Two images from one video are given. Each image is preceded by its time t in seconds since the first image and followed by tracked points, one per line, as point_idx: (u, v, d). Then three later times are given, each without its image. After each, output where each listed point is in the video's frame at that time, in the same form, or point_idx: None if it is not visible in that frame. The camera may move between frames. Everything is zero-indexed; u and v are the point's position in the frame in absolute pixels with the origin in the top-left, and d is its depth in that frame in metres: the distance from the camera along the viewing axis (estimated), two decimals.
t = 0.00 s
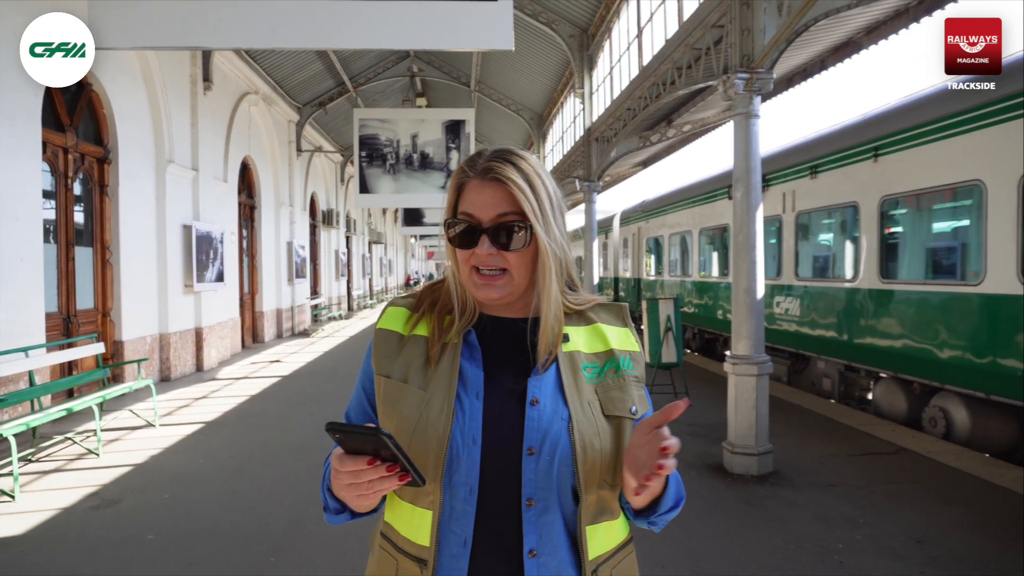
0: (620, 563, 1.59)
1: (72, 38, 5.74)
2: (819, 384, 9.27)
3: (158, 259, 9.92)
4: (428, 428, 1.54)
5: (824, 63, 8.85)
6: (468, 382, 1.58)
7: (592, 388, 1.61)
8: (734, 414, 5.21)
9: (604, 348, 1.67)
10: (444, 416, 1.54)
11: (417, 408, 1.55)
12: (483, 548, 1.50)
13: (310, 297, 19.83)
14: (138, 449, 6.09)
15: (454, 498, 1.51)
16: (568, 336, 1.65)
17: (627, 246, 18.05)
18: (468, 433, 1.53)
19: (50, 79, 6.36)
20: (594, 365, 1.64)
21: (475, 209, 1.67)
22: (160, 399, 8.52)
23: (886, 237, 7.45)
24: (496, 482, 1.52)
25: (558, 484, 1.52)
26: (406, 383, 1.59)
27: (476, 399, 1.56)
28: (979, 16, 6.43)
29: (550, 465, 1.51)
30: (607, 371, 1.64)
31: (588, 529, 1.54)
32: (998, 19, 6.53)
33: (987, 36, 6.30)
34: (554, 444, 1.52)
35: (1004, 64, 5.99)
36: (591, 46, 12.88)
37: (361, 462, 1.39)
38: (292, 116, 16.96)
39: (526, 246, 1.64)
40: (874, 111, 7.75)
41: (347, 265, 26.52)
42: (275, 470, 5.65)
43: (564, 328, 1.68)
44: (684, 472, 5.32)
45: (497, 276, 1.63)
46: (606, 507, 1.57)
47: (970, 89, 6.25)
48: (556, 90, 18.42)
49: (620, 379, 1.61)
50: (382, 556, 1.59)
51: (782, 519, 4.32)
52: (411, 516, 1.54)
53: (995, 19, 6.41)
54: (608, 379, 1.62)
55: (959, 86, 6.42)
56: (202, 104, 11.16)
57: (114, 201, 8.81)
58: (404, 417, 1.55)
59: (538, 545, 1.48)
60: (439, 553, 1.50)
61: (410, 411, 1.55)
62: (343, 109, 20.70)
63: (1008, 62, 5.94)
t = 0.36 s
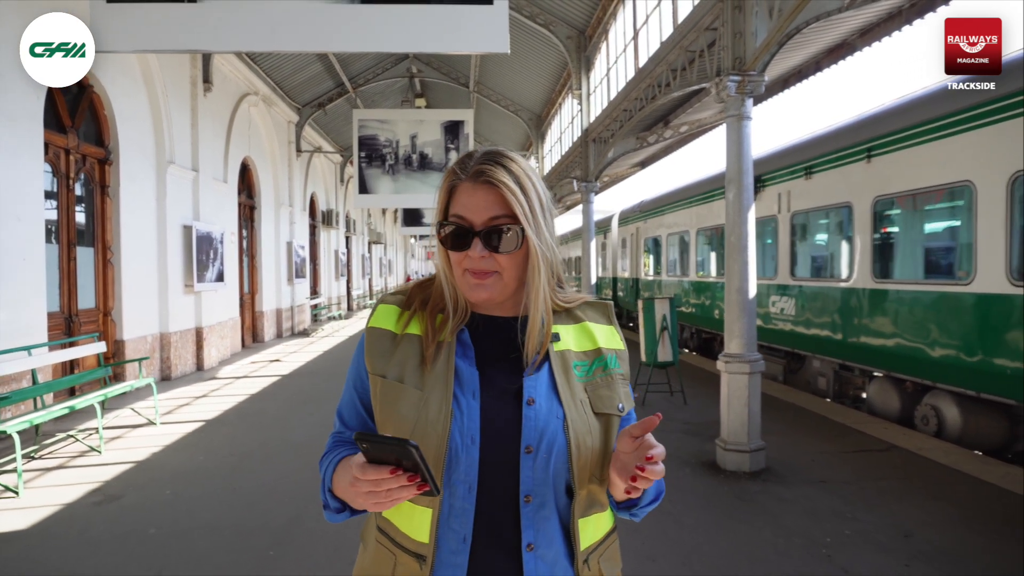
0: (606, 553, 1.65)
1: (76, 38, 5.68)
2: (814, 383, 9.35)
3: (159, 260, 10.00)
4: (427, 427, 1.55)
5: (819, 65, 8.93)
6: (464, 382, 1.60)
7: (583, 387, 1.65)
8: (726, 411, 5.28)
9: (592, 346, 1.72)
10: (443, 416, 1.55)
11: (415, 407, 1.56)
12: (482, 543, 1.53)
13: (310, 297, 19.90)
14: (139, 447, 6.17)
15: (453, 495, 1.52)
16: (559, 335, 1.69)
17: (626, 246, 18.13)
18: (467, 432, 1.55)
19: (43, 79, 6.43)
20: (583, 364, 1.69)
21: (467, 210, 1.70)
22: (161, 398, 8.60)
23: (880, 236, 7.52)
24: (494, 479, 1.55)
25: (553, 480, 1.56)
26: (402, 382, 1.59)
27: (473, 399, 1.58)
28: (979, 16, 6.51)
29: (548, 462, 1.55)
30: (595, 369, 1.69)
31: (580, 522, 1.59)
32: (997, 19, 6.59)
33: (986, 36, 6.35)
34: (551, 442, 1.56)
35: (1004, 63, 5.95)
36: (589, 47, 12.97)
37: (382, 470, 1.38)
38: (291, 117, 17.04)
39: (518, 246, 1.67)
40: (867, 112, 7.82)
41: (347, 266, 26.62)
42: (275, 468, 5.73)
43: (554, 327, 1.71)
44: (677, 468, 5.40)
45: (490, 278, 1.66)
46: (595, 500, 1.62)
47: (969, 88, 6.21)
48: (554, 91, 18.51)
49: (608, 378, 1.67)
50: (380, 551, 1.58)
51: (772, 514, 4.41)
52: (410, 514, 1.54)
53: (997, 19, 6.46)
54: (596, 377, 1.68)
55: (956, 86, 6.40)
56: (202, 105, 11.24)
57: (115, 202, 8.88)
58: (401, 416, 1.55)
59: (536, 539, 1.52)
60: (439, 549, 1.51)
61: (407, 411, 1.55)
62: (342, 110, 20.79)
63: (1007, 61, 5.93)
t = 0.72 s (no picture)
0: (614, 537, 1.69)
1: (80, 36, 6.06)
2: (815, 382, 9.41)
3: (165, 259, 10.11)
4: (436, 426, 1.54)
5: (820, 65, 8.97)
6: (468, 379, 1.61)
7: (583, 377, 1.70)
8: (726, 409, 5.35)
9: (587, 338, 1.78)
10: (451, 415, 1.55)
11: (422, 408, 1.55)
12: (497, 537, 1.54)
13: (314, 297, 20.01)
14: (147, 444, 6.27)
15: (468, 493, 1.53)
16: (556, 328, 1.75)
17: (628, 245, 18.17)
18: (477, 428, 1.56)
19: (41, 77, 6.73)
20: (581, 355, 1.75)
21: (468, 204, 1.73)
22: (168, 396, 8.70)
23: (880, 236, 7.58)
24: (506, 475, 1.56)
25: (562, 471, 1.59)
26: (405, 383, 1.58)
27: (479, 395, 1.60)
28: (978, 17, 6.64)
29: (556, 455, 1.59)
30: (593, 360, 1.74)
31: (590, 509, 1.62)
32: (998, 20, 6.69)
33: (986, 36, 6.44)
34: (559, 434, 1.60)
35: (1003, 63, 5.97)
36: (591, 48, 13.04)
37: (402, 480, 1.34)
38: (295, 117, 17.15)
39: (519, 242, 1.72)
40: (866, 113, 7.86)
41: (350, 265, 26.73)
42: (280, 464, 5.81)
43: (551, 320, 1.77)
44: (677, 465, 5.47)
45: (492, 272, 1.70)
46: (604, 486, 1.66)
47: (968, 89, 6.24)
48: (557, 92, 18.59)
49: (605, 367, 1.73)
50: (389, 555, 1.56)
51: (770, 510, 4.47)
52: (423, 514, 1.53)
53: (995, 19, 6.56)
54: (594, 368, 1.73)
55: (955, 86, 6.43)
56: (207, 106, 11.34)
57: (121, 202, 8.98)
58: (409, 418, 1.54)
59: (550, 529, 1.54)
60: (455, 546, 1.52)
61: (414, 411, 1.54)
62: (346, 111, 20.90)
63: (1006, 61, 5.95)
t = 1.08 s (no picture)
0: (616, 541, 1.69)
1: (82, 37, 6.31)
2: (818, 382, 9.44)
3: (174, 259, 10.23)
4: (433, 429, 1.52)
5: (824, 68, 9.01)
6: (466, 380, 1.60)
7: (583, 376, 1.70)
8: (727, 408, 5.40)
9: (586, 337, 1.78)
10: (450, 415, 1.54)
11: (419, 409, 1.54)
12: (499, 542, 1.52)
13: (320, 297, 20.14)
14: (156, 441, 6.37)
15: (468, 496, 1.51)
16: (555, 328, 1.73)
17: (633, 246, 18.22)
18: (476, 429, 1.54)
19: (38, 74, 6.82)
20: (580, 354, 1.74)
21: (463, 203, 1.71)
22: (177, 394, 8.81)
23: (882, 237, 7.61)
24: (507, 477, 1.54)
25: (565, 473, 1.58)
26: (402, 386, 1.56)
27: (477, 396, 1.58)
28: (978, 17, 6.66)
29: (559, 455, 1.57)
30: (592, 360, 1.74)
31: (594, 511, 1.61)
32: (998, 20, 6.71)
33: (986, 36, 6.48)
34: (561, 434, 1.58)
35: (1003, 64, 6.03)
36: (595, 50, 13.10)
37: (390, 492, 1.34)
38: (302, 118, 17.27)
39: (516, 238, 1.71)
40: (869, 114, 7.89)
41: (356, 265, 26.86)
42: (288, 462, 5.90)
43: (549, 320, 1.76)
44: (679, 464, 5.53)
45: (489, 270, 1.69)
46: (606, 487, 1.66)
47: (969, 89, 6.30)
48: (562, 93, 18.67)
49: (605, 366, 1.73)
50: (386, 562, 1.55)
51: (770, 508, 4.53)
52: (423, 520, 1.51)
53: (995, 19, 6.59)
54: (594, 367, 1.73)
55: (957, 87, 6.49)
56: (215, 108, 11.47)
57: (131, 203, 9.10)
58: (407, 419, 1.53)
59: (553, 533, 1.53)
60: (455, 553, 1.50)
61: (411, 413, 1.53)
62: (352, 111, 21.02)
63: (1007, 62, 6.02)
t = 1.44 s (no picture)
0: (618, 547, 1.67)
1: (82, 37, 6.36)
2: (820, 381, 9.50)
3: (180, 259, 10.32)
4: (424, 434, 1.54)
5: (825, 69, 9.03)
6: (458, 385, 1.61)
7: (580, 379, 1.70)
8: (729, 407, 5.48)
9: (584, 338, 1.77)
10: (440, 421, 1.55)
11: (409, 415, 1.56)
12: (491, 549, 1.52)
13: (324, 297, 20.24)
14: (165, 439, 6.46)
15: (460, 502, 1.52)
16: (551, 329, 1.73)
17: (636, 246, 18.27)
18: (468, 434, 1.55)
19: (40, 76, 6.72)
20: (577, 356, 1.74)
21: (464, 206, 1.75)
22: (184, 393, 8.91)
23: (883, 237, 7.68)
24: (499, 482, 1.55)
25: (560, 479, 1.58)
26: (393, 391, 1.59)
27: (469, 401, 1.59)
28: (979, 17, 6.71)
29: (553, 459, 1.57)
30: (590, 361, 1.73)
31: (592, 517, 1.60)
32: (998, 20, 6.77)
33: (986, 37, 6.56)
34: (555, 438, 1.58)
35: (1003, 64, 6.12)
36: (598, 51, 13.16)
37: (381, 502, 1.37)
38: (306, 120, 17.37)
39: (515, 243, 1.74)
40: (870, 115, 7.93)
41: (360, 265, 26.94)
42: (295, 459, 5.99)
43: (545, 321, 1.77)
44: (681, 462, 5.60)
45: (488, 274, 1.72)
46: (606, 492, 1.64)
47: (969, 89, 6.37)
48: (565, 94, 18.73)
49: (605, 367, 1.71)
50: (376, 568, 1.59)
51: (771, 504, 4.60)
52: (412, 528, 1.53)
53: (995, 19, 6.65)
54: (592, 368, 1.71)
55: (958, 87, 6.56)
56: (221, 109, 11.56)
57: (138, 204, 9.19)
58: (398, 426, 1.55)
59: (547, 541, 1.52)
60: (445, 561, 1.51)
61: (401, 419, 1.55)
62: (356, 112, 21.10)
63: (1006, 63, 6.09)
